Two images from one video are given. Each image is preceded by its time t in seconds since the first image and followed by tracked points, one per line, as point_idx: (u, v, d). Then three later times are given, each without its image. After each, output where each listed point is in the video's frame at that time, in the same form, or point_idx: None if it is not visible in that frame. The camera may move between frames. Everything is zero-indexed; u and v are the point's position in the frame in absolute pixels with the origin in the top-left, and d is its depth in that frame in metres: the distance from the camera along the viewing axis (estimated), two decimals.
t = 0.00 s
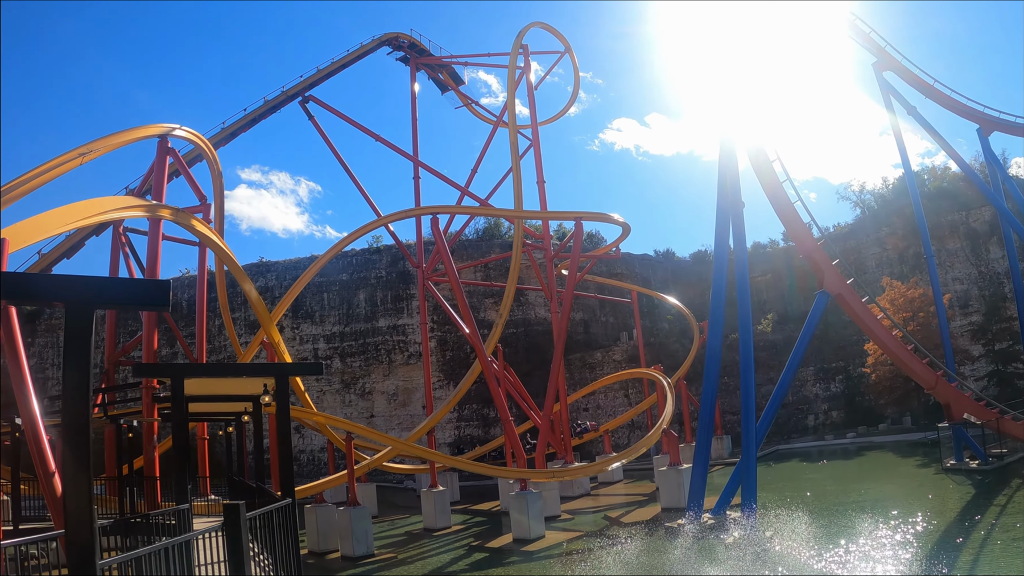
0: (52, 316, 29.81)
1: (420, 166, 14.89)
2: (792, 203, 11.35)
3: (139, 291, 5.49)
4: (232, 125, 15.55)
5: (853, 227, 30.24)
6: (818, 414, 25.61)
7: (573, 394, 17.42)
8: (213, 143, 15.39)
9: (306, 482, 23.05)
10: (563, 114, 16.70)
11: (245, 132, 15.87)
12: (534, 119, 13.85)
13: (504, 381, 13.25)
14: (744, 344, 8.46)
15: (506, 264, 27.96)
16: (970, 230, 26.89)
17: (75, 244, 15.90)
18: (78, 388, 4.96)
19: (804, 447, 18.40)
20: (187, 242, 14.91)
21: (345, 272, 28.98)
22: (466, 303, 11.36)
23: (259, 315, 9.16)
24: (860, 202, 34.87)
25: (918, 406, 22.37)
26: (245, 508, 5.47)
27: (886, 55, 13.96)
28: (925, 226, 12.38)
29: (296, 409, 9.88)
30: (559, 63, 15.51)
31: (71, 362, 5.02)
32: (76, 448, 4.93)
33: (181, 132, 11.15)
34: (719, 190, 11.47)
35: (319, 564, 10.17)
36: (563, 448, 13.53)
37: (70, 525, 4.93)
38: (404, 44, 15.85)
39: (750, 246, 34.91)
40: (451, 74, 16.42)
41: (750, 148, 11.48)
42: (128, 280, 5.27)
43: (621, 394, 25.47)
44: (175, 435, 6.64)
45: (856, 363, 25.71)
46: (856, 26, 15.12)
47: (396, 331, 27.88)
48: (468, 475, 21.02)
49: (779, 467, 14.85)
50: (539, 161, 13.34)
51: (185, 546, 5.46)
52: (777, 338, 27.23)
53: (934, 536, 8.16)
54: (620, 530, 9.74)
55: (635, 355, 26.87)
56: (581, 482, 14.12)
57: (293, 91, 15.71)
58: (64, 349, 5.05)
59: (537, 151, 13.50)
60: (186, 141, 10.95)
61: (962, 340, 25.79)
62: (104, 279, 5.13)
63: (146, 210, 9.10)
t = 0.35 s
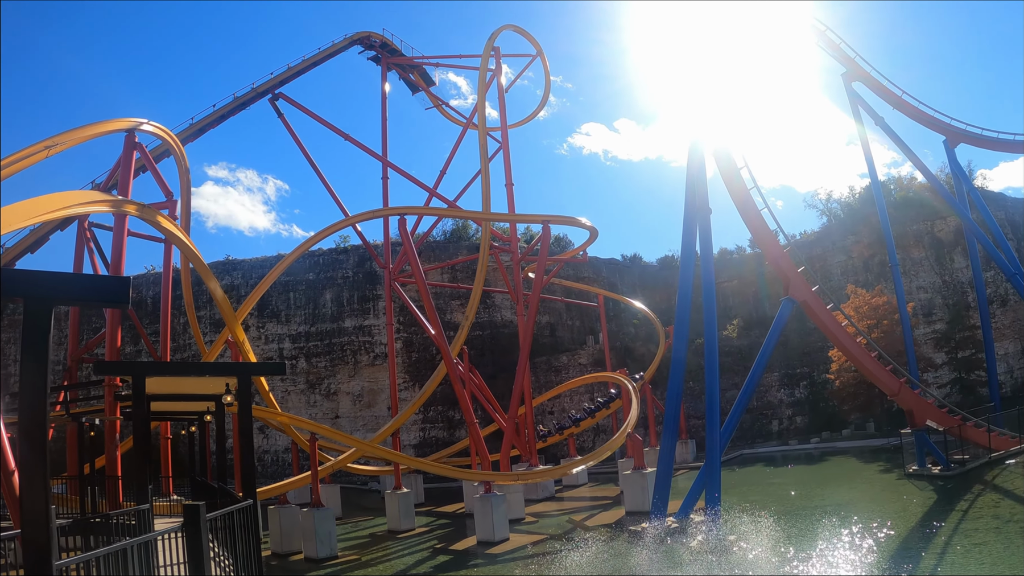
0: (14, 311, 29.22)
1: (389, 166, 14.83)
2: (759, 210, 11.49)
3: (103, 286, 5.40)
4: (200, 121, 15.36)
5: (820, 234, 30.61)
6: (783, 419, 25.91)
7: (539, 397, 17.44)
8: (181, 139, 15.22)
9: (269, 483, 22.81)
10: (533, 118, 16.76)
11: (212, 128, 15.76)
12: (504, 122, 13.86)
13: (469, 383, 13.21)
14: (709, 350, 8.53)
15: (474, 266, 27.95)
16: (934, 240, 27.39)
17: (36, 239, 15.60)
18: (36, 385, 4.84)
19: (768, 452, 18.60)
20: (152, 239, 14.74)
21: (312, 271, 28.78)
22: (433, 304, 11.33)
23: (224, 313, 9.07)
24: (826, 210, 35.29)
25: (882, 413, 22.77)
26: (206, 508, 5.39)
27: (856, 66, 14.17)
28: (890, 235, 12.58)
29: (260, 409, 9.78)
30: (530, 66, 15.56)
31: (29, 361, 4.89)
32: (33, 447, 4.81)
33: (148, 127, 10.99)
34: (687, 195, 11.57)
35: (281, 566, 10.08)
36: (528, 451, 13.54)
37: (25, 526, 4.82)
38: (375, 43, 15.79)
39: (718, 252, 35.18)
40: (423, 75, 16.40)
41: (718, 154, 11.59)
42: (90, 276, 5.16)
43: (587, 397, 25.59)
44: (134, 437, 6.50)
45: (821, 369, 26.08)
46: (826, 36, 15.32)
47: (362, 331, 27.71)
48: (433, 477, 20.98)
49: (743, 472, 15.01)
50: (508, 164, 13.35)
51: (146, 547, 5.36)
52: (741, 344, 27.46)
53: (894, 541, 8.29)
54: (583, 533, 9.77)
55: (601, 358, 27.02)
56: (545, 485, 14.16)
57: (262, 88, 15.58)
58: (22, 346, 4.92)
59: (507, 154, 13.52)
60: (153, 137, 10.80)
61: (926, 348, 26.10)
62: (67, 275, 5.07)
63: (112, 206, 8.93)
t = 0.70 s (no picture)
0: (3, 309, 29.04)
1: (380, 167, 14.81)
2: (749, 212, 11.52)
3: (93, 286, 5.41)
4: (191, 121, 15.30)
5: (811, 238, 30.69)
6: (773, 422, 26.02)
7: (530, 400, 17.41)
8: (171, 138, 15.17)
9: (259, 484, 22.74)
10: (525, 120, 16.78)
11: (204, 128, 15.74)
12: (496, 124, 13.88)
13: (459, 385, 13.20)
14: (699, 353, 8.55)
15: (464, 268, 27.96)
16: (925, 245, 27.57)
17: (26, 238, 15.53)
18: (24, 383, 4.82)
19: (758, 455, 18.66)
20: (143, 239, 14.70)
21: (303, 272, 28.72)
22: (423, 306, 11.31)
23: (215, 314, 9.03)
24: (817, 214, 35.44)
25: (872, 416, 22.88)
26: (195, 509, 5.35)
27: (848, 71, 14.24)
28: (880, 238, 12.57)
29: (249, 410, 9.73)
30: (522, 69, 15.56)
31: (16, 357, 4.88)
32: (20, 446, 4.78)
33: (139, 126, 10.94)
34: (679, 197, 11.58)
35: (270, 567, 10.05)
36: (518, 454, 13.53)
37: (12, 525, 4.78)
38: (368, 44, 15.78)
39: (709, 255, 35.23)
40: (415, 77, 16.40)
41: (709, 157, 11.61)
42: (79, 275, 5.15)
43: (577, 400, 25.62)
44: (123, 438, 6.46)
45: (811, 372, 26.19)
46: (818, 41, 15.39)
47: (353, 333, 27.68)
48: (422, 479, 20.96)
49: (733, 474, 15.05)
50: (500, 166, 13.35)
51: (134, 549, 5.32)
52: (731, 347, 27.52)
53: (884, 544, 8.33)
54: (573, 536, 9.77)
55: (591, 361, 27.08)
56: (535, 487, 14.18)
57: (254, 88, 15.54)
58: (10, 344, 4.91)
59: (498, 156, 13.52)
60: (144, 136, 10.76)
61: (916, 352, 26.28)
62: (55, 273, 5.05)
63: (102, 205, 8.88)
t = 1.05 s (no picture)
0: None
1: (377, 169, 14.81)
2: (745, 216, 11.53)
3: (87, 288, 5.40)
4: (188, 122, 15.27)
5: (807, 241, 30.71)
6: (769, 425, 26.06)
7: (526, 402, 17.40)
8: (168, 140, 15.16)
9: (254, 486, 22.70)
10: (522, 123, 16.80)
11: (201, 129, 15.73)
12: (493, 127, 13.88)
13: (455, 388, 13.18)
14: (695, 356, 8.55)
15: (461, 270, 27.98)
16: (921, 248, 27.63)
17: (22, 238, 15.51)
18: (22, 384, 4.83)
19: (754, 458, 18.66)
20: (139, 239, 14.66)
21: (299, 274, 28.70)
22: (420, 309, 11.30)
23: (211, 315, 9.01)
24: (814, 218, 35.50)
25: (868, 420, 22.91)
26: (193, 512, 5.35)
27: (844, 75, 14.28)
28: (875, 241, 12.54)
29: (245, 412, 9.71)
30: (519, 72, 15.58)
31: (15, 357, 4.87)
32: (18, 447, 4.79)
33: (136, 126, 10.93)
34: (675, 200, 11.58)
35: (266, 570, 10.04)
36: (514, 456, 13.53)
37: (10, 526, 4.77)
38: (366, 46, 15.80)
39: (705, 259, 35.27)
40: (412, 79, 16.40)
41: (706, 160, 11.61)
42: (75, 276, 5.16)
43: (574, 403, 25.63)
44: (120, 441, 6.42)
45: (807, 376, 26.24)
46: (815, 45, 15.42)
47: (349, 334, 27.66)
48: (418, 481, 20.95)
49: (730, 478, 15.05)
50: (496, 169, 13.35)
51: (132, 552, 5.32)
52: (728, 351, 27.56)
53: (880, 548, 8.34)
54: (570, 539, 9.77)
55: (587, 364, 27.11)
56: (531, 490, 14.18)
57: (252, 89, 15.54)
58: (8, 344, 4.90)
59: (495, 158, 13.53)
60: (142, 137, 10.74)
61: (912, 355, 26.24)
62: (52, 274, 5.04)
63: (99, 206, 8.86)
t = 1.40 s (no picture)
0: None
1: (377, 172, 14.80)
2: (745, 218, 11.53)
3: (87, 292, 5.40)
4: (187, 124, 15.27)
5: (806, 245, 30.72)
6: (767, 429, 26.06)
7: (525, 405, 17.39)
8: (167, 142, 15.16)
9: (253, 489, 22.67)
10: (522, 126, 16.82)
11: (201, 130, 15.75)
12: (493, 130, 13.89)
13: (454, 391, 13.15)
14: (694, 359, 8.54)
15: (460, 273, 27.99)
16: (919, 252, 27.66)
17: (21, 240, 15.50)
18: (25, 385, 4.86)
19: (752, 461, 18.66)
20: (138, 240, 14.64)
21: (298, 276, 28.70)
22: (419, 311, 11.27)
23: (210, 317, 8.99)
24: (812, 221, 35.55)
25: (866, 423, 22.93)
26: (193, 514, 5.34)
27: (844, 79, 14.30)
28: (874, 244, 12.51)
29: (245, 415, 9.68)
30: (519, 74, 15.58)
31: (16, 356, 4.90)
32: (20, 446, 4.80)
33: (136, 128, 10.92)
34: (675, 203, 11.58)
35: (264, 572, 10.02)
36: (513, 459, 13.52)
37: (12, 526, 4.78)
38: (365, 48, 15.81)
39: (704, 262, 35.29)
40: (411, 81, 16.41)
41: (705, 163, 11.61)
42: (74, 279, 5.15)
43: (573, 406, 25.64)
44: (120, 444, 6.39)
45: (806, 379, 26.26)
46: (815, 49, 15.44)
47: (348, 337, 27.65)
48: (417, 484, 20.94)
49: (728, 481, 15.05)
50: (496, 172, 13.35)
51: (133, 554, 5.31)
52: (727, 354, 27.56)
53: (879, 551, 8.34)
54: (568, 542, 9.76)
55: (586, 367, 27.12)
56: (530, 493, 14.18)
57: (251, 91, 15.54)
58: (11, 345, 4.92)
59: (494, 161, 13.54)
60: (141, 138, 10.73)
61: (910, 359, 26.34)
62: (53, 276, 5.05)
63: (98, 207, 8.84)
